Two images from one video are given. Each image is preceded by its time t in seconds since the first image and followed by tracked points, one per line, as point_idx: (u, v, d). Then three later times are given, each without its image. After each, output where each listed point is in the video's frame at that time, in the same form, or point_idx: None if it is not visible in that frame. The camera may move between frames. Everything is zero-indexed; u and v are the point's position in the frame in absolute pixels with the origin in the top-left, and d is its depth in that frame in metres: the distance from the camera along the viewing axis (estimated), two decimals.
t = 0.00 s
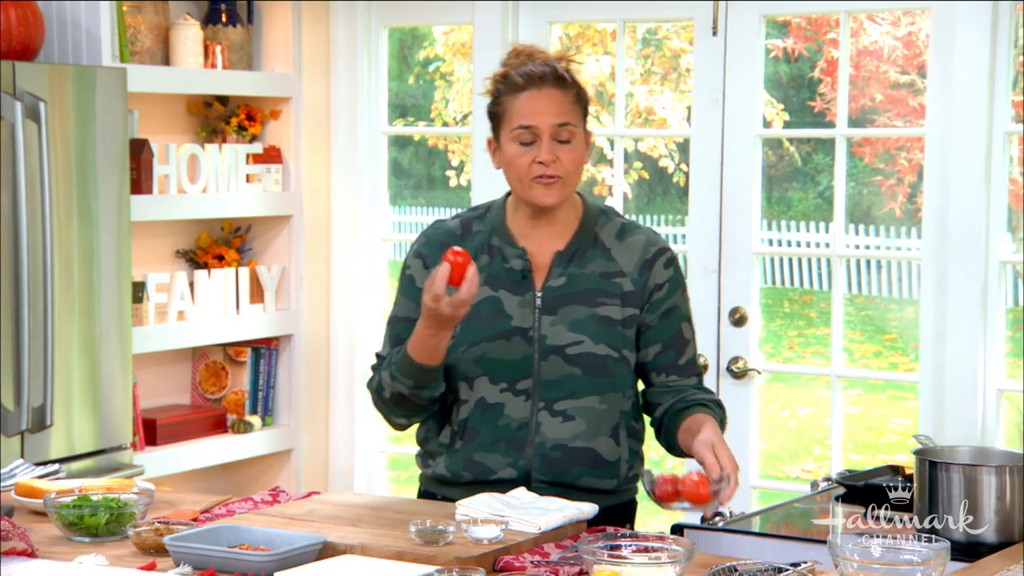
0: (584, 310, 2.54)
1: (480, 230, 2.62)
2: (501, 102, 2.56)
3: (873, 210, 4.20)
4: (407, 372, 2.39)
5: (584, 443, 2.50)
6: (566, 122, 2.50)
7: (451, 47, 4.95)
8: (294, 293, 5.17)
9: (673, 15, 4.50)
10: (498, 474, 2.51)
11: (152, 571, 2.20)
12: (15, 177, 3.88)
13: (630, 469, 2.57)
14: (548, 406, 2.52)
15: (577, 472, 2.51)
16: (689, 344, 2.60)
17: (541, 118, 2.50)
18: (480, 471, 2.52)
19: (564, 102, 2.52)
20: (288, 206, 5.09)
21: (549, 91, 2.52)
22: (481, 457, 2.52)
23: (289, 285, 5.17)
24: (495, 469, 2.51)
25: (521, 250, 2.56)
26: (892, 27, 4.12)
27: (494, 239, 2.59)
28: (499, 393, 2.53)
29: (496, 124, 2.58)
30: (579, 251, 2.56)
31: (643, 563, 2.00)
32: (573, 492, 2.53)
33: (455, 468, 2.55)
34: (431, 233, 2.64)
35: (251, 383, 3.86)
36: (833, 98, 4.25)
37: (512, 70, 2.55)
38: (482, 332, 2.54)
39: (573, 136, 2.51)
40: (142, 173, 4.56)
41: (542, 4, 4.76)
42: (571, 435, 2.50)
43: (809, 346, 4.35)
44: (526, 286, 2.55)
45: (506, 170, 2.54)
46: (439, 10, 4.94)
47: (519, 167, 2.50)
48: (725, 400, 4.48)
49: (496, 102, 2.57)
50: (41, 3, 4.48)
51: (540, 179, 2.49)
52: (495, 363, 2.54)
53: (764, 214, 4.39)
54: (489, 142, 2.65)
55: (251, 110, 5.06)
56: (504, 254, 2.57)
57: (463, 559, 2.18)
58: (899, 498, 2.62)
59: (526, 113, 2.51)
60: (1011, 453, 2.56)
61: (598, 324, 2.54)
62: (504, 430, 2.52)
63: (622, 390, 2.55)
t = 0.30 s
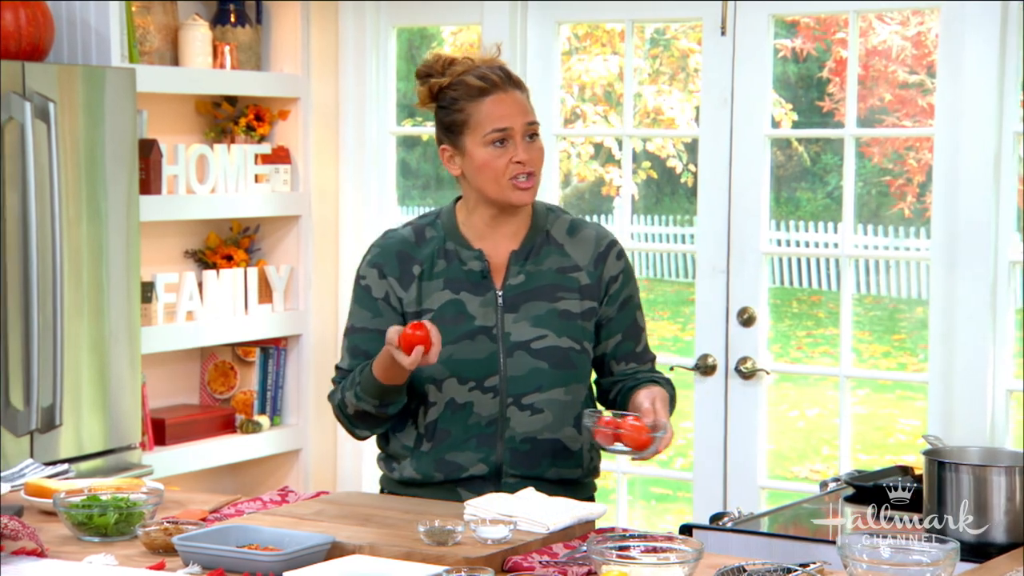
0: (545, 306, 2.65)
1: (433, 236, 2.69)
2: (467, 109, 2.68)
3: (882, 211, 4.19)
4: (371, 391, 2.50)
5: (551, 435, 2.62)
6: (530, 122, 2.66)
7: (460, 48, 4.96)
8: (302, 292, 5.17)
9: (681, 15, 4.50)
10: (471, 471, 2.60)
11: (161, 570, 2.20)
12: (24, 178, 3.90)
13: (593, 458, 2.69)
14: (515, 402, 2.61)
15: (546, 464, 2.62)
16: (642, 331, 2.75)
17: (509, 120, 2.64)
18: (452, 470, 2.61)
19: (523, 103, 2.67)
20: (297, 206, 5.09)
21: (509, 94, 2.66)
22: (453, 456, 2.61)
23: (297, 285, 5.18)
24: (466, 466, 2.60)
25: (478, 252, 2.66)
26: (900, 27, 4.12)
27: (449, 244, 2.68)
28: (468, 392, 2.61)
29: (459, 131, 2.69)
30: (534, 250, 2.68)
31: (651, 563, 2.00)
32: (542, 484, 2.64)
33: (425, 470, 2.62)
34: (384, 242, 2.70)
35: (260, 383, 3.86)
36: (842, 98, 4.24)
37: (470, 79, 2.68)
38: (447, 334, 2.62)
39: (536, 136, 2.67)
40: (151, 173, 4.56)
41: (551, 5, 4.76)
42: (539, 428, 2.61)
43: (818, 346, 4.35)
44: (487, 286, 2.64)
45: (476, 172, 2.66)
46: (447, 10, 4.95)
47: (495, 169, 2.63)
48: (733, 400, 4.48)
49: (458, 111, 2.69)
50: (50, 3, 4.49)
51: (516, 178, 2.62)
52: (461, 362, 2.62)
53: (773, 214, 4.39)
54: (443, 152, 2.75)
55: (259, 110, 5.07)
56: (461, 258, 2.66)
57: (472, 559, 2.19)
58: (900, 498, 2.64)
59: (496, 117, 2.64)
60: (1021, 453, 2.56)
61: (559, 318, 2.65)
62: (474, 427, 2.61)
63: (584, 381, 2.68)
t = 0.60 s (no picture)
0: (532, 302, 2.64)
1: (416, 236, 2.66)
2: (455, 112, 2.63)
3: (891, 210, 4.19)
4: (364, 395, 2.50)
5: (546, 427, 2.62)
6: (517, 130, 2.61)
7: (469, 48, 4.96)
8: (312, 292, 5.18)
9: (690, 15, 4.49)
10: (471, 465, 2.59)
11: (172, 569, 2.20)
12: (35, 179, 3.91)
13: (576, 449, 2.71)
14: (511, 395, 2.61)
15: (542, 456, 2.63)
16: (617, 326, 2.77)
17: (496, 127, 2.59)
18: (452, 465, 2.59)
19: (511, 111, 2.63)
20: (308, 206, 5.10)
21: (498, 100, 2.61)
22: (452, 451, 2.59)
23: (306, 285, 5.18)
24: (466, 460, 2.59)
25: (464, 250, 2.63)
26: (911, 26, 4.11)
27: (433, 243, 2.65)
28: (462, 388, 2.59)
29: (446, 132, 2.65)
30: (517, 247, 2.67)
31: (661, 563, 2.00)
32: (538, 475, 2.64)
33: (424, 467, 2.60)
34: (366, 242, 2.65)
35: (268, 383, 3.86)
36: (852, 98, 4.23)
37: (461, 81, 2.63)
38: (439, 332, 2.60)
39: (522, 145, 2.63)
40: (161, 173, 4.57)
41: (560, 5, 4.76)
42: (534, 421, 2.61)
43: (828, 346, 4.34)
44: (475, 284, 2.63)
45: (459, 176, 2.61)
46: (456, 10, 4.95)
47: (478, 174, 2.58)
48: (743, 400, 4.48)
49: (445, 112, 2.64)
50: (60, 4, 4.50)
51: (498, 186, 2.59)
52: (454, 359, 2.59)
53: (782, 214, 4.39)
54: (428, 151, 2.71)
55: (269, 111, 5.08)
56: (446, 256, 2.63)
57: (481, 559, 2.19)
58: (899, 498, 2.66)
59: (484, 122, 2.59)
60: None
61: (547, 313, 2.65)
62: (471, 423, 2.59)
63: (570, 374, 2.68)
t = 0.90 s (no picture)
0: (530, 302, 2.65)
1: (415, 236, 2.65)
2: (450, 108, 2.64)
3: (897, 210, 4.18)
4: (365, 394, 2.50)
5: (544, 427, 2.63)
6: (513, 125, 2.63)
7: (474, 47, 4.96)
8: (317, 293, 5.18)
9: (695, 15, 4.49)
10: (469, 464, 2.59)
11: (177, 569, 2.21)
12: (41, 180, 3.92)
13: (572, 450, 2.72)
14: (508, 396, 2.62)
15: (539, 456, 2.64)
16: (613, 326, 2.78)
17: (493, 122, 2.61)
18: (451, 465, 2.59)
19: (506, 106, 2.64)
20: (313, 206, 5.12)
21: (493, 96, 2.63)
22: (451, 451, 2.58)
23: (312, 285, 5.19)
24: (465, 460, 2.58)
25: (462, 251, 2.63)
26: (916, 26, 4.10)
27: (432, 243, 2.65)
28: (461, 387, 2.59)
29: (441, 130, 2.65)
30: (514, 248, 2.67)
31: (667, 563, 1.99)
32: (536, 476, 2.65)
33: (423, 466, 2.59)
34: (364, 242, 2.65)
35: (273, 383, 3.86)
36: (857, 98, 4.23)
37: (456, 79, 2.64)
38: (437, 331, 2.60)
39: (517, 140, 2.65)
40: (166, 173, 4.58)
41: (565, 4, 4.76)
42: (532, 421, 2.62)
43: (833, 346, 4.34)
44: (473, 284, 2.63)
45: (455, 172, 2.62)
46: (461, 10, 4.95)
47: (476, 169, 2.59)
48: (747, 399, 4.48)
49: (440, 110, 2.65)
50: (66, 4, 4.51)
51: (496, 180, 2.60)
52: (453, 359, 2.59)
53: (787, 214, 4.39)
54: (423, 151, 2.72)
55: (274, 111, 5.08)
56: (444, 257, 2.63)
57: (486, 559, 2.19)
58: (899, 498, 2.68)
59: (480, 117, 2.61)
60: None
61: (544, 314, 2.65)
62: (470, 423, 2.59)
63: (567, 374, 2.69)
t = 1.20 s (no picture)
0: (528, 298, 2.65)
1: (413, 233, 2.65)
2: (447, 105, 2.65)
3: (902, 210, 4.17)
4: (361, 398, 2.52)
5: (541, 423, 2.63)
6: (510, 120, 2.64)
7: (479, 47, 4.96)
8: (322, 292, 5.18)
9: (700, 15, 4.49)
10: (466, 462, 2.59)
11: (183, 569, 2.21)
12: (46, 180, 3.93)
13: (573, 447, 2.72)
14: (505, 392, 2.61)
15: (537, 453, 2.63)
16: (618, 322, 2.78)
17: (490, 116, 2.61)
18: (447, 462, 2.59)
19: (503, 102, 2.65)
20: (318, 206, 5.13)
21: (490, 91, 2.64)
22: (447, 448, 2.59)
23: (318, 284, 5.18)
24: (462, 457, 2.59)
25: (460, 247, 2.63)
26: (922, 26, 4.09)
27: (430, 240, 2.64)
28: (458, 383, 2.59)
29: (438, 127, 2.65)
30: (513, 244, 2.66)
31: (672, 563, 1.99)
32: (533, 473, 2.65)
33: (420, 463, 2.59)
34: (363, 238, 2.64)
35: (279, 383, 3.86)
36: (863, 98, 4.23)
37: (453, 77, 2.65)
38: (433, 328, 2.60)
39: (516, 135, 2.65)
40: (171, 173, 4.58)
41: (569, 4, 4.76)
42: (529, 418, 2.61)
43: (838, 346, 4.34)
44: (470, 280, 2.63)
45: (455, 167, 2.62)
46: (466, 10, 4.95)
47: (475, 162, 2.59)
48: (753, 399, 4.48)
49: (438, 108, 2.66)
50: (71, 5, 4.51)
51: (495, 173, 2.59)
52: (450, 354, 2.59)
53: (793, 214, 4.38)
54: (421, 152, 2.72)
55: (279, 111, 5.08)
56: (442, 253, 2.63)
57: (491, 559, 2.18)
58: (901, 498, 2.68)
59: (476, 112, 2.61)
60: None
61: (543, 310, 2.65)
62: (466, 419, 2.59)
63: (566, 371, 2.68)
